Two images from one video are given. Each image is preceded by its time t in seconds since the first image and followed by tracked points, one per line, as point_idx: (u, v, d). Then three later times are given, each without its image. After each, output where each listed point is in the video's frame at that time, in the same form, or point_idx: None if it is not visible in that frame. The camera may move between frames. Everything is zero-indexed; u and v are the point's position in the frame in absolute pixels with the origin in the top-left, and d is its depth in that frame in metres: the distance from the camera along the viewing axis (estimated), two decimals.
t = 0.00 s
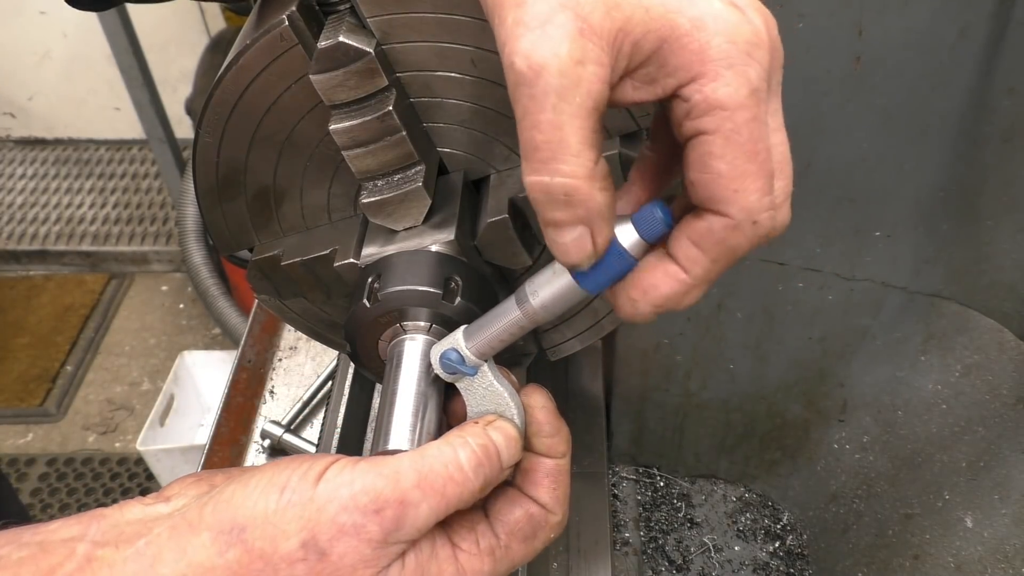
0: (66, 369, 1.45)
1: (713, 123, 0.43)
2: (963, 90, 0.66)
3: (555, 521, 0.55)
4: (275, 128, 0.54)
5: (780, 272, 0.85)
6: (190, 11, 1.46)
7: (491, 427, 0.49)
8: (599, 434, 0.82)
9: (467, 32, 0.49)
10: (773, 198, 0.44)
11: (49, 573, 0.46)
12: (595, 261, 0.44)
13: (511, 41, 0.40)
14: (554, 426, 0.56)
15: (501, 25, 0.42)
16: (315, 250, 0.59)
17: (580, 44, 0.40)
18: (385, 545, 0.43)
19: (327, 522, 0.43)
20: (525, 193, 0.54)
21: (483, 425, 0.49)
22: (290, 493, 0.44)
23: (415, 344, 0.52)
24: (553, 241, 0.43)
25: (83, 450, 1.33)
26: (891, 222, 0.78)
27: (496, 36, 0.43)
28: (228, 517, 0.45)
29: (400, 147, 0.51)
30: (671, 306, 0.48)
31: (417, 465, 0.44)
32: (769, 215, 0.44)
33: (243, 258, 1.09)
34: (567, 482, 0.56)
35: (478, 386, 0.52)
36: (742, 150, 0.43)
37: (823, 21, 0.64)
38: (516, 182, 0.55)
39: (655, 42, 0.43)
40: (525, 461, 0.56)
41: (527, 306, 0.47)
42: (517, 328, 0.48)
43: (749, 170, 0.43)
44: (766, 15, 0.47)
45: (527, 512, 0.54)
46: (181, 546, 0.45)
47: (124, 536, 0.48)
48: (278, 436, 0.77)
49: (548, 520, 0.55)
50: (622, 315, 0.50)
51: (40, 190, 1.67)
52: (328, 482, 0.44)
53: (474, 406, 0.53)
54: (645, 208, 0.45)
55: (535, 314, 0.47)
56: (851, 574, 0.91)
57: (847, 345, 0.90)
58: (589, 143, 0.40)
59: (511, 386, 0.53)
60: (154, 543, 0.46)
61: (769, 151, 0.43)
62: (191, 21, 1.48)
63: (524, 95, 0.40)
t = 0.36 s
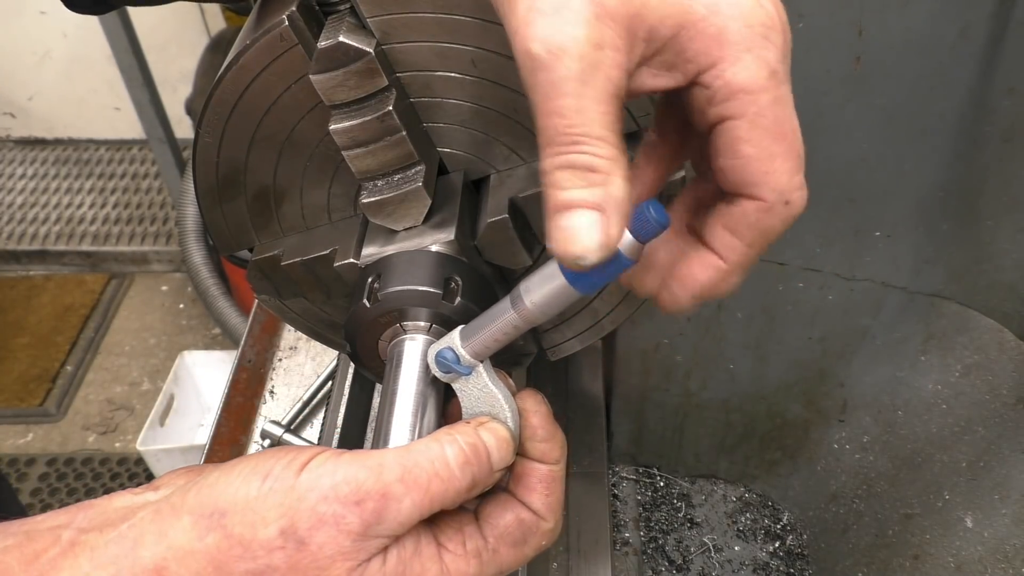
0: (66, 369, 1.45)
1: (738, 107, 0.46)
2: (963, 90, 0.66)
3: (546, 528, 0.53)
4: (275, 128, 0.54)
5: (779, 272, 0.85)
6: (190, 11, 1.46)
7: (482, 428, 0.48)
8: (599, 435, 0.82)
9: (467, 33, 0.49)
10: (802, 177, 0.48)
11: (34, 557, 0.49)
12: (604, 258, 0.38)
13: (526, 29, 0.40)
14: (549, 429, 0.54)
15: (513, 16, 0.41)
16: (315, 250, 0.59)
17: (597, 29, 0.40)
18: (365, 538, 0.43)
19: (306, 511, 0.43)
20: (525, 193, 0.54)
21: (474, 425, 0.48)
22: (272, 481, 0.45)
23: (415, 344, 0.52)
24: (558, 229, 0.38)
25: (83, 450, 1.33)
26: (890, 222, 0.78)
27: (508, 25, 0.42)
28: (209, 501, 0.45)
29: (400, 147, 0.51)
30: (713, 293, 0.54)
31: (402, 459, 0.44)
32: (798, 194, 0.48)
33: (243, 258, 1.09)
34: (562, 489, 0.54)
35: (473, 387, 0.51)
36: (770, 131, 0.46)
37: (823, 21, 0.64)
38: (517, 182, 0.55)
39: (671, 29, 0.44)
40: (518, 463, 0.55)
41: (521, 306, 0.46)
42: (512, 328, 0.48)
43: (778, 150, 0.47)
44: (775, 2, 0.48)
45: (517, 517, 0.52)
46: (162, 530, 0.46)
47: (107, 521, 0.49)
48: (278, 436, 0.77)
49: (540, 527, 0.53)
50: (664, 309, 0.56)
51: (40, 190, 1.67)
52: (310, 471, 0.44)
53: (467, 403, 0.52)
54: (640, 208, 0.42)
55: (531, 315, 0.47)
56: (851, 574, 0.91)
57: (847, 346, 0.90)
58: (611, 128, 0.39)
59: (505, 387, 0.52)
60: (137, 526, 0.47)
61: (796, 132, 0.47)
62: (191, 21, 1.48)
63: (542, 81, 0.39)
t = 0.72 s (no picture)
0: (66, 369, 1.45)
1: (739, 118, 0.45)
2: (963, 90, 0.66)
3: (546, 529, 0.54)
4: (275, 128, 0.54)
5: (780, 272, 0.85)
6: (190, 10, 1.46)
7: (486, 431, 0.48)
8: (599, 434, 0.82)
9: (467, 32, 0.49)
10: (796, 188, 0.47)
11: (35, 559, 0.47)
12: (621, 271, 0.42)
13: (541, 48, 0.40)
14: (550, 432, 0.54)
15: (528, 31, 0.41)
16: (315, 250, 0.59)
17: (612, 48, 0.40)
18: (371, 544, 0.44)
19: (314, 517, 0.43)
20: (525, 193, 0.54)
21: (477, 428, 0.48)
22: (279, 486, 0.45)
23: (415, 344, 0.52)
24: (579, 245, 0.41)
25: (83, 450, 1.33)
26: (891, 222, 0.78)
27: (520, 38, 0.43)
28: (215, 505, 0.45)
29: (400, 147, 0.51)
30: (697, 292, 0.51)
31: (409, 466, 0.44)
32: (793, 206, 0.48)
33: (243, 258, 1.09)
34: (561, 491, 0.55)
35: (475, 388, 0.51)
36: (770, 143, 0.45)
37: (823, 21, 0.64)
38: (517, 182, 0.55)
39: (682, 43, 0.44)
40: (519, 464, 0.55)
41: (530, 312, 0.47)
42: (519, 333, 0.48)
43: (775, 162, 0.46)
44: (781, 7, 0.48)
45: (518, 518, 0.53)
46: (167, 533, 0.45)
47: (111, 522, 0.48)
48: (278, 436, 0.77)
49: (539, 528, 0.53)
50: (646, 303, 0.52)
51: (40, 190, 1.67)
52: (317, 476, 0.44)
53: (468, 404, 0.52)
54: (654, 220, 0.45)
55: (539, 320, 0.47)
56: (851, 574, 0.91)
57: (848, 346, 0.90)
58: (626, 146, 0.40)
59: (507, 389, 0.52)
60: (141, 528, 0.47)
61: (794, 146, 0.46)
62: (191, 21, 1.48)
63: (560, 101, 0.40)
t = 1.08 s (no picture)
0: (66, 369, 1.45)
1: (736, 137, 0.47)
2: (963, 90, 0.67)
3: (548, 528, 0.54)
4: (275, 128, 0.54)
5: (780, 272, 0.85)
6: (190, 10, 1.46)
7: (491, 436, 0.48)
8: (599, 434, 0.82)
9: (467, 32, 0.49)
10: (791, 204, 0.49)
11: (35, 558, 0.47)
12: (628, 282, 0.43)
13: (541, 62, 0.42)
14: (554, 434, 0.54)
15: (527, 47, 0.43)
16: (315, 250, 0.59)
17: (610, 63, 0.42)
18: (382, 551, 0.44)
19: (326, 527, 0.43)
20: (525, 193, 0.54)
21: (482, 433, 0.48)
22: (289, 494, 0.45)
23: (415, 344, 0.52)
24: (585, 257, 0.43)
25: (83, 450, 1.33)
26: (890, 222, 0.78)
27: (519, 58, 0.44)
28: (224, 513, 0.45)
29: (400, 147, 0.51)
30: (699, 310, 0.52)
31: (420, 475, 0.44)
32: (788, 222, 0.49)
33: (243, 258, 1.09)
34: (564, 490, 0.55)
35: (479, 391, 0.52)
36: (765, 163, 0.47)
37: (823, 21, 0.64)
38: (517, 182, 0.55)
39: (680, 58, 0.46)
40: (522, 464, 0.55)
41: (535, 317, 0.48)
42: (524, 338, 0.49)
43: (771, 180, 0.47)
44: (776, 26, 0.49)
45: (521, 518, 0.53)
46: (177, 540, 0.46)
47: (119, 526, 0.49)
48: (278, 436, 0.77)
49: (541, 527, 0.54)
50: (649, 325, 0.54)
51: (40, 190, 1.67)
52: (329, 485, 0.44)
53: (472, 407, 0.53)
54: (664, 232, 0.46)
55: (544, 325, 0.48)
56: (851, 574, 0.91)
57: (848, 345, 0.90)
58: (626, 158, 0.42)
59: (510, 391, 0.52)
60: (151, 534, 0.47)
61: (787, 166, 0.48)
62: (190, 20, 1.48)
63: (560, 116, 0.42)
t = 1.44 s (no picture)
0: (66, 369, 1.45)
1: (734, 114, 0.45)
2: (963, 90, 0.67)
3: (544, 523, 0.52)
4: (275, 128, 0.54)
5: (780, 272, 0.85)
6: (190, 10, 1.46)
7: (477, 424, 0.47)
8: (599, 434, 0.82)
9: (466, 32, 0.49)
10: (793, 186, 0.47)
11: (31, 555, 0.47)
12: (592, 262, 0.41)
13: (523, 24, 0.41)
14: (544, 423, 0.54)
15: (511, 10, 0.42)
16: (315, 250, 0.59)
17: (596, 30, 0.40)
18: (356, 533, 0.43)
19: (296, 505, 0.43)
20: (525, 193, 0.55)
21: (469, 420, 0.48)
22: (262, 474, 0.45)
23: (415, 344, 0.52)
24: (551, 234, 0.41)
25: (83, 450, 1.33)
26: (890, 223, 0.78)
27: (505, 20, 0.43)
28: (199, 491, 0.46)
29: (400, 147, 0.51)
30: (674, 267, 0.50)
31: (395, 456, 0.43)
32: (788, 203, 0.47)
33: (243, 258, 1.09)
34: (561, 484, 0.54)
35: (467, 382, 0.51)
36: (764, 140, 0.45)
37: (823, 22, 0.64)
38: (517, 182, 0.55)
39: (674, 33, 0.44)
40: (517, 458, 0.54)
41: (510, 300, 0.47)
42: (501, 322, 0.48)
43: (771, 157, 0.46)
44: (773, 6, 0.48)
45: (514, 511, 0.51)
46: (153, 521, 0.46)
47: (104, 513, 0.49)
48: (279, 436, 0.77)
49: (537, 521, 0.52)
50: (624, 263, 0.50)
51: (40, 190, 1.67)
52: (301, 465, 0.44)
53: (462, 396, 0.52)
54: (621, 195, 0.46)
55: (521, 308, 0.47)
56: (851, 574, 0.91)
57: (848, 346, 0.90)
58: (602, 130, 0.40)
59: (499, 381, 0.52)
60: (131, 516, 0.48)
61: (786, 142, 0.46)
62: (191, 20, 1.48)
63: (536, 80, 0.40)
